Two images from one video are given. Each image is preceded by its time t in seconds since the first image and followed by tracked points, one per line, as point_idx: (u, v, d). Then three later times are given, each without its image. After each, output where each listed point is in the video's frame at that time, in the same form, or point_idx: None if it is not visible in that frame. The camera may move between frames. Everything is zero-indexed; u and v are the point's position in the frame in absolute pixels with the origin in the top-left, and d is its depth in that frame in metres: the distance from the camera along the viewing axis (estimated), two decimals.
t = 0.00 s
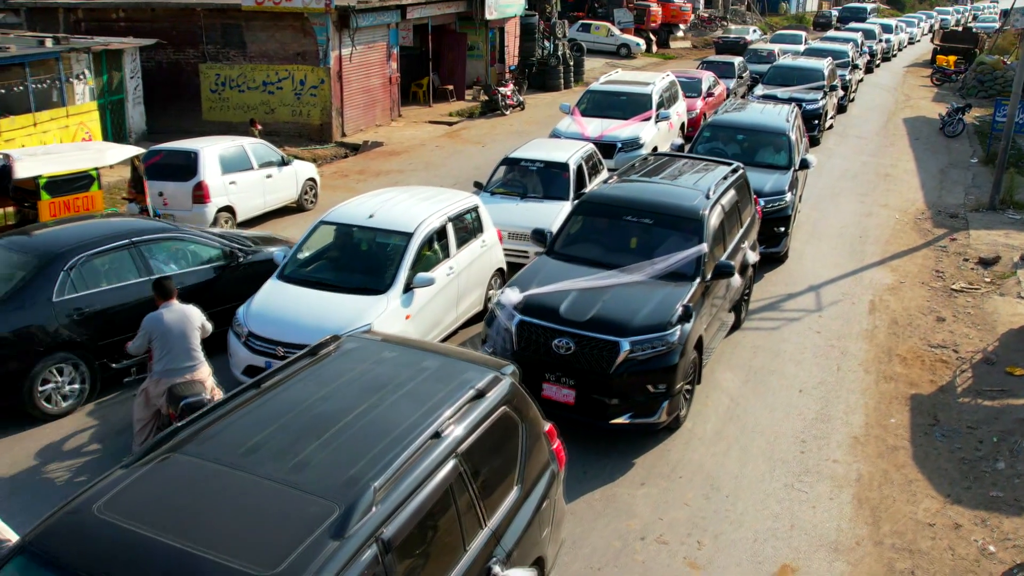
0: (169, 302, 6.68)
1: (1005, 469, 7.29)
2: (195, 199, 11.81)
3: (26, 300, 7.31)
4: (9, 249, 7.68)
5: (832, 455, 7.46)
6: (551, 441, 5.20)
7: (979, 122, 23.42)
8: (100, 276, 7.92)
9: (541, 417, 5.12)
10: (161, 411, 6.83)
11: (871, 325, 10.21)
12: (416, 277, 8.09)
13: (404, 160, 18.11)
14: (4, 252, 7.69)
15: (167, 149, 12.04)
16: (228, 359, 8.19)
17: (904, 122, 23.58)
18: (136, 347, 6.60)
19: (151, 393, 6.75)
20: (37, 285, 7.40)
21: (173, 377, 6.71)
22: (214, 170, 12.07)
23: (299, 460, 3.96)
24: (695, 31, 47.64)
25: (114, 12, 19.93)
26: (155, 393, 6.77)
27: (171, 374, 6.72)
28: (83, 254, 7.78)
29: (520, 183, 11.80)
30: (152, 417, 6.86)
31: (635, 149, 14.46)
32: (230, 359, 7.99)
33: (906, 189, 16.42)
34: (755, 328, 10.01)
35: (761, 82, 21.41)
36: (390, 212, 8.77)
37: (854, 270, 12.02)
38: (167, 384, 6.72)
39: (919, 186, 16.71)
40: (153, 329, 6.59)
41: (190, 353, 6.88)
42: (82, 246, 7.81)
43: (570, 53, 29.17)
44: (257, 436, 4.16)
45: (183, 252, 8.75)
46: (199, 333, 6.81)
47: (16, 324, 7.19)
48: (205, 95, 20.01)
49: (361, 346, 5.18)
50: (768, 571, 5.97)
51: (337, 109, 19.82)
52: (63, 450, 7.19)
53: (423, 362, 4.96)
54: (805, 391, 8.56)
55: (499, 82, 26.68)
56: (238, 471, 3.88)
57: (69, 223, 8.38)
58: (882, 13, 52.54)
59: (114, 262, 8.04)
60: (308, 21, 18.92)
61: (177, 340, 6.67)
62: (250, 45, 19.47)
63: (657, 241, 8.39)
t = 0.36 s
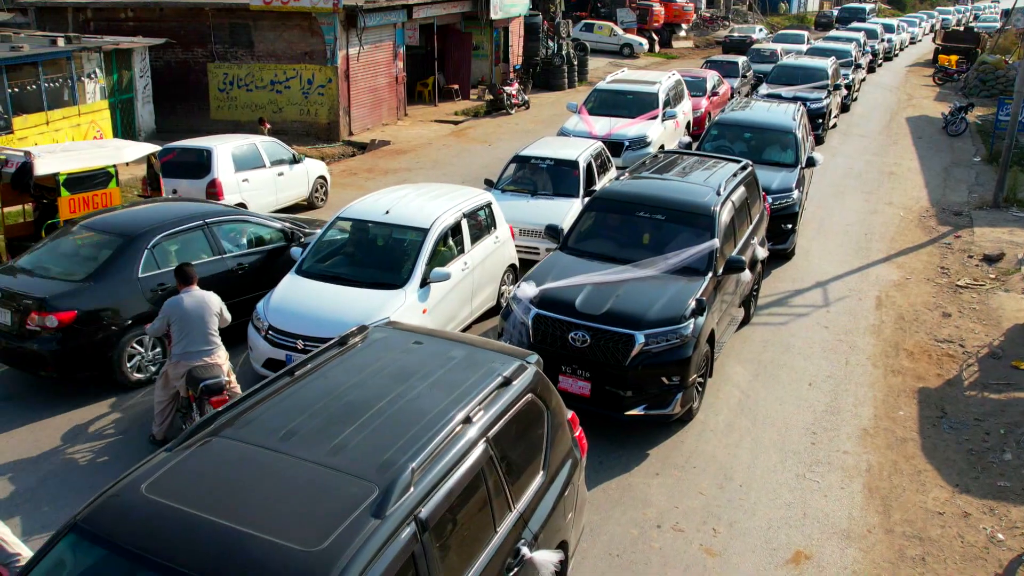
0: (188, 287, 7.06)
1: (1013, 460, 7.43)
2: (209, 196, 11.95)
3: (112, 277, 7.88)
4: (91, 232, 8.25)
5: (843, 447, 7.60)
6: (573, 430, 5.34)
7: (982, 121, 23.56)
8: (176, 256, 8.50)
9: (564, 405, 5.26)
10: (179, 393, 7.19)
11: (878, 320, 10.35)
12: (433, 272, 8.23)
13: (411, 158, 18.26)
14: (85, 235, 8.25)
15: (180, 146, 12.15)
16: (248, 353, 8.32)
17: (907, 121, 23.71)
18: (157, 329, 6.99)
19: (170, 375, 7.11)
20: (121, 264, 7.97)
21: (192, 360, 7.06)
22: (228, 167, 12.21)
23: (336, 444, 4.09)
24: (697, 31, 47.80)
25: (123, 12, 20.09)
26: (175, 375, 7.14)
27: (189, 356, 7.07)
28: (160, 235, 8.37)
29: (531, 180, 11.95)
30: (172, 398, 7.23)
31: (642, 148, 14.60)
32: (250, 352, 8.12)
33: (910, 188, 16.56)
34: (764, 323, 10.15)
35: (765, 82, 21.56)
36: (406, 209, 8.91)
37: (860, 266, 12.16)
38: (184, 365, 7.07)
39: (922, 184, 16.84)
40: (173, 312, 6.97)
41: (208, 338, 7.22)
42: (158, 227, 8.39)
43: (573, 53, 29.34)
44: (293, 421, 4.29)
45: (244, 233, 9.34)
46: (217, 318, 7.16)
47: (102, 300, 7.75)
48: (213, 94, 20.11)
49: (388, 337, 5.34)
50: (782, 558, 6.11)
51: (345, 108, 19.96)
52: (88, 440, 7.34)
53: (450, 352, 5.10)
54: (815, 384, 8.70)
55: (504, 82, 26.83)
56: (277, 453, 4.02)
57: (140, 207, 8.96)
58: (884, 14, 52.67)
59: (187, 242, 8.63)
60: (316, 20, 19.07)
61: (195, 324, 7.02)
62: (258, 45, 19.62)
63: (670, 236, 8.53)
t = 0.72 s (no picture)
0: (208, 274, 7.23)
1: (1017, 450, 7.58)
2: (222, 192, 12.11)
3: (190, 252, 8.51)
4: (163, 213, 8.86)
5: (850, 437, 7.76)
6: (592, 416, 5.50)
7: (984, 120, 23.71)
8: (243, 234, 9.13)
9: (584, 392, 5.42)
10: (198, 375, 7.42)
11: (883, 315, 10.50)
12: (448, 266, 8.39)
13: (418, 156, 18.41)
14: (158, 216, 8.86)
15: (193, 143, 12.35)
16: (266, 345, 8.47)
17: (909, 119, 23.86)
18: (178, 314, 7.19)
19: (191, 358, 7.35)
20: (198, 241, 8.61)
21: (213, 345, 7.32)
22: (240, 164, 12.38)
23: (369, 425, 4.24)
24: (698, 30, 47.97)
25: (131, 11, 20.25)
26: (194, 358, 7.37)
27: (209, 341, 7.32)
28: (229, 214, 9.01)
29: (540, 177, 12.10)
30: (190, 381, 7.44)
31: (648, 145, 14.76)
32: (268, 344, 8.27)
33: (913, 185, 16.71)
34: (771, 317, 10.31)
35: (769, 80, 21.72)
36: (420, 204, 9.07)
37: (865, 262, 12.32)
38: (205, 349, 7.33)
39: (925, 182, 17.00)
40: (194, 298, 7.16)
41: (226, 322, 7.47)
42: (226, 208, 9.04)
43: (577, 52, 29.51)
44: (326, 404, 4.45)
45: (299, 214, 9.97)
46: (236, 304, 7.39)
47: (183, 274, 8.40)
48: (221, 93, 20.31)
49: (412, 327, 5.51)
50: (792, 543, 6.27)
51: (351, 107, 20.12)
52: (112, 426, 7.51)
53: (473, 340, 5.27)
54: (822, 376, 8.86)
55: (508, 81, 26.98)
56: (313, 434, 4.16)
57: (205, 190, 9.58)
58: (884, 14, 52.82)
59: (251, 221, 9.26)
60: (323, 20, 19.23)
61: (215, 310, 7.26)
62: (266, 44, 19.78)
63: (680, 231, 8.69)
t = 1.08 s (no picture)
0: (226, 261, 7.46)
1: (1019, 438, 7.77)
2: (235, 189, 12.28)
3: (257, 230, 9.28)
4: (229, 195, 9.62)
5: (856, 425, 7.94)
6: (608, 400, 5.69)
7: (985, 119, 23.90)
8: (301, 214, 9.91)
9: (600, 377, 5.61)
10: (217, 360, 7.61)
11: (887, 308, 10.69)
12: (462, 259, 8.58)
13: (425, 154, 18.60)
14: (224, 198, 9.62)
15: (206, 141, 12.46)
16: (284, 337, 8.66)
17: (911, 118, 24.04)
18: (197, 300, 7.41)
19: (209, 344, 7.54)
20: (264, 220, 9.39)
21: (232, 330, 7.52)
22: (252, 161, 12.55)
23: (399, 405, 4.42)
24: (699, 29, 48.16)
25: (140, 10, 20.48)
26: (213, 343, 7.57)
27: (228, 326, 7.52)
28: (288, 196, 9.79)
29: (548, 173, 12.29)
30: (208, 366, 7.64)
31: (654, 143, 14.93)
32: (286, 335, 8.46)
33: (915, 182, 16.90)
34: (777, 310, 10.50)
35: (772, 79, 21.91)
36: (434, 199, 9.26)
37: (869, 257, 12.50)
38: (223, 334, 7.53)
39: (927, 179, 17.19)
40: (213, 284, 7.39)
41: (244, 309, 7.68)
42: (284, 190, 9.81)
43: (580, 52, 29.72)
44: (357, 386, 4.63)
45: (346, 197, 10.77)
46: (253, 291, 7.61)
47: (252, 249, 9.17)
48: (229, 91, 20.32)
49: (435, 315, 5.71)
50: (801, 526, 6.46)
51: (358, 105, 20.31)
52: (135, 412, 7.70)
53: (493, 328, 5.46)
54: (828, 368, 9.05)
55: (512, 80, 27.18)
56: (345, 414, 4.34)
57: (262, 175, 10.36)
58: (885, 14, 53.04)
59: (307, 202, 10.03)
60: (331, 19, 19.43)
61: (233, 296, 7.48)
62: (274, 43, 19.97)
63: (689, 225, 8.87)
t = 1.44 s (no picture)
0: (248, 246, 7.76)
1: (1019, 426, 7.97)
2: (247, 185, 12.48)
3: (315, 209, 10.22)
4: (285, 179, 10.55)
5: (860, 413, 8.15)
6: (622, 384, 5.91)
7: (985, 117, 24.10)
8: (351, 196, 10.84)
9: (615, 361, 5.81)
10: (237, 338, 7.95)
11: (890, 302, 10.89)
12: (475, 252, 8.78)
13: (431, 152, 18.80)
14: (281, 182, 10.54)
15: (219, 138, 12.71)
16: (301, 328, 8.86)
17: (912, 116, 24.23)
18: (219, 281, 7.76)
19: (230, 323, 7.86)
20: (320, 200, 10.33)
21: (251, 311, 7.82)
22: (264, 158, 12.73)
23: (427, 385, 4.63)
24: (701, 29, 48.37)
25: (149, 10, 20.75)
26: (234, 323, 7.90)
27: (247, 307, 7.83)
28: (339, 178, 10.73)
29: (556, 170, 12.50)
30: (231, 344, 7.98)
31: (659, 140, 15.14)
32: (303, 326, 8.66)
33: (916, 179, 17.10)
34: (781, 303, 10.71)
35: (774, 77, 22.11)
36: (446, 193, 9.46)
37: (871, 252, 12.71)
38: (243, 315, 7.84)
39: (928, 176, 17.39)
40: (232, 266, 7.71)
41: (265, 292, 7.97)
42: (335, 173, 10.75)
43: (583, 51, 29.95)
44: (386, 366, 4.84)
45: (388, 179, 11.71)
46: (273, 275, 7.88)
47: (312, 226, 10.11)
48: (237, 90, 20.65)
49: (455, 302, 5.93)
50: (808, 509, 6.66)
51: (365, 104, 20.51)
52: (159, 401, 7.94)
53: (512, 314, 5.68)
54: (831, 358, 9.25)
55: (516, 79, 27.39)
56: (376, 392, 4.54)
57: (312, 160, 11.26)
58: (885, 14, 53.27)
59: (355, 184, 10.97)
60: (338, 18, 19.62)
61: (253, 280, 7.78)
62: (281, 41, 20.14)
63: (696, 218, 9.07)
